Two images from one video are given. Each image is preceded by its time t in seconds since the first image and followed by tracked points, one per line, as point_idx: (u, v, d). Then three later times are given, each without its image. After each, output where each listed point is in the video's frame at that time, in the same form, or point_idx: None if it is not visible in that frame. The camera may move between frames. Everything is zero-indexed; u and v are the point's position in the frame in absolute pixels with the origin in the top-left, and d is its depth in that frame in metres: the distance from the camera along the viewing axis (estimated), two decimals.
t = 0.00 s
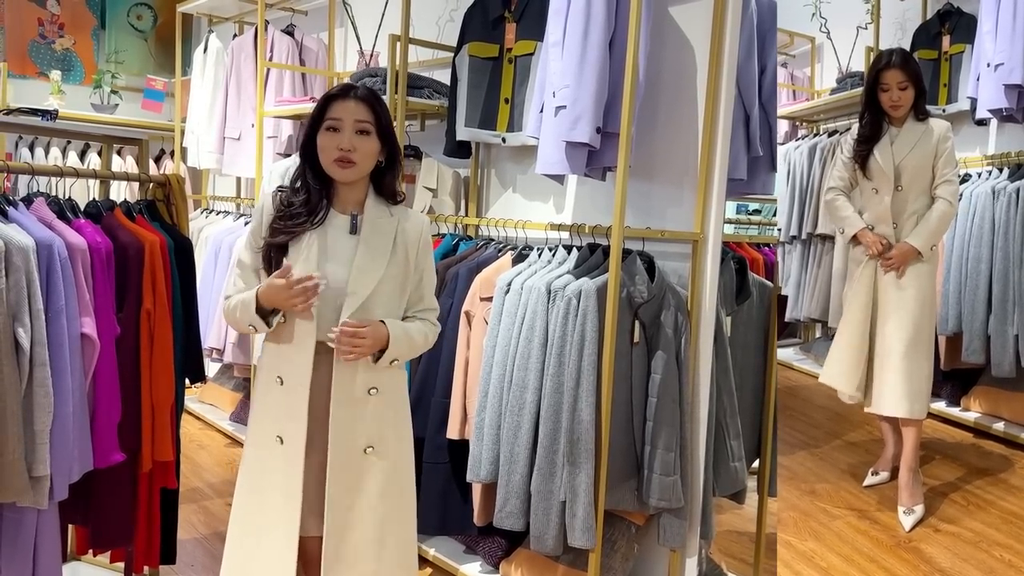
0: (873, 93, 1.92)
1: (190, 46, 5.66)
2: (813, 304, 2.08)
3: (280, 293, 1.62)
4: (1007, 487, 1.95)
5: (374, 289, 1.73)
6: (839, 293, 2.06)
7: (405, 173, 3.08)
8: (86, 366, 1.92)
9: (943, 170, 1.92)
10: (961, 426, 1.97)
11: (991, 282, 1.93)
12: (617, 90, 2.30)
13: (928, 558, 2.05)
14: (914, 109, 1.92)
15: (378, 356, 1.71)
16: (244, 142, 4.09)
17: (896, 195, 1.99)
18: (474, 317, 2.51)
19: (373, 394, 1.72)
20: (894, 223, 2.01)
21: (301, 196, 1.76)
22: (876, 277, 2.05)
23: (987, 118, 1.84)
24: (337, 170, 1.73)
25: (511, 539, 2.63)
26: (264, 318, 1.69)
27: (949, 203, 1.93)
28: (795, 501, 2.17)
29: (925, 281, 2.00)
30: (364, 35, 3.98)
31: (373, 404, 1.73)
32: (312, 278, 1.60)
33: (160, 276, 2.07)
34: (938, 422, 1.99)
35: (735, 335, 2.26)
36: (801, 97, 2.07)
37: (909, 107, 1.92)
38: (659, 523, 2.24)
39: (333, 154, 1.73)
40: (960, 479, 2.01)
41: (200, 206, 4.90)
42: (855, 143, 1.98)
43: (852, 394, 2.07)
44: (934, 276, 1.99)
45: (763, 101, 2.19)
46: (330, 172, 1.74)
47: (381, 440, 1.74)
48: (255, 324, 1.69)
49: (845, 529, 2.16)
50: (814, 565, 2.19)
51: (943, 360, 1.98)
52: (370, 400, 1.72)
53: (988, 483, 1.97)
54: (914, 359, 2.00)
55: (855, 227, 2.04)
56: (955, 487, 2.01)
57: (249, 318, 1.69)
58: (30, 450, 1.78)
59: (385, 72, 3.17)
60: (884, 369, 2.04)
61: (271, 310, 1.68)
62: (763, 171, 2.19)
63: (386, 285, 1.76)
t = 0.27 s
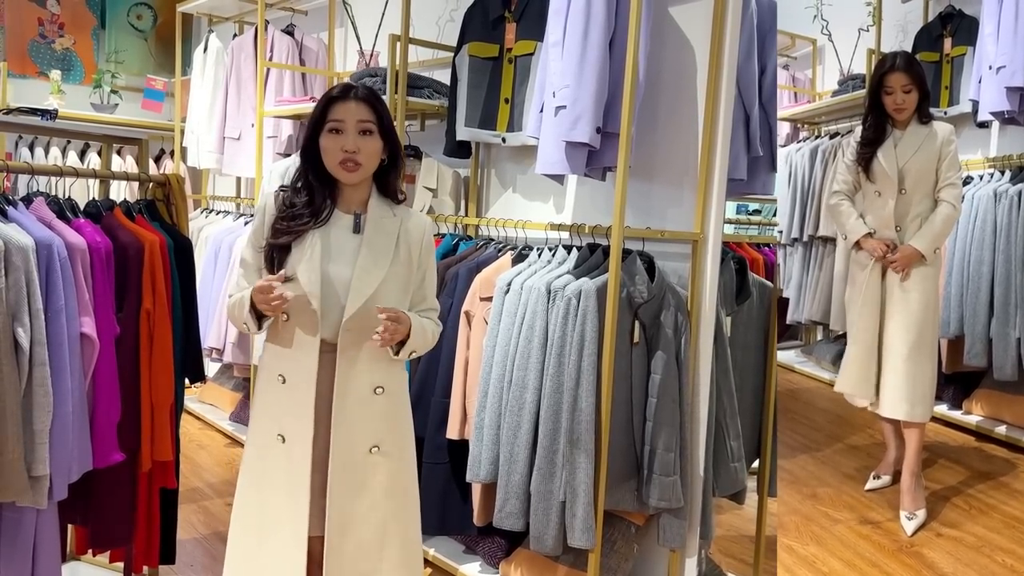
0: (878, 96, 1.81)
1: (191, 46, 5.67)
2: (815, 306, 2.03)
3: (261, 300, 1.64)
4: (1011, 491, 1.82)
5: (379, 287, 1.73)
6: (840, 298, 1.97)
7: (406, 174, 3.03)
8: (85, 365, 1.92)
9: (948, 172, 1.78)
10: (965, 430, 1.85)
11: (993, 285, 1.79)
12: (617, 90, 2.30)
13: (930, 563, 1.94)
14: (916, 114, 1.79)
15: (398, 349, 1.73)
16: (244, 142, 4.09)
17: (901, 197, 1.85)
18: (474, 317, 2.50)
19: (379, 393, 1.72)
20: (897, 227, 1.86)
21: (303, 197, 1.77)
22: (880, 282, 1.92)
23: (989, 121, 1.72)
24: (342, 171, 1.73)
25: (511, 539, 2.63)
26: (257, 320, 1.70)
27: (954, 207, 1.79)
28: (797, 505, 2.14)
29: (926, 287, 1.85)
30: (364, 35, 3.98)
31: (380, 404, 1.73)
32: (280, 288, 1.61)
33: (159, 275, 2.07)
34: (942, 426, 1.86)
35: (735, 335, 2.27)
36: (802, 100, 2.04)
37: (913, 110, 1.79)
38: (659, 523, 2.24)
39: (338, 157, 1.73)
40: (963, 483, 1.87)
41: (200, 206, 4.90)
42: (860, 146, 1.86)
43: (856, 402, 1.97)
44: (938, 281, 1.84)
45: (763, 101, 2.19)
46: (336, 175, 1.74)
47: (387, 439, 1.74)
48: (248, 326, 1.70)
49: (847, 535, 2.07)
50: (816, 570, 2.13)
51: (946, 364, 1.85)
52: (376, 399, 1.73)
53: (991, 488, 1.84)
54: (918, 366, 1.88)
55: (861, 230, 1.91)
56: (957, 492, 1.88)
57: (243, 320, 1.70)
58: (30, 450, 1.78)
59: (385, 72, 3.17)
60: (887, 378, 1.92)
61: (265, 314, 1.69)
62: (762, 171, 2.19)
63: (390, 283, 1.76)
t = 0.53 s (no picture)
0: (880, 98, 1.82)
1: (190, 45, 5.66)
2: (816, 308, 2.05)
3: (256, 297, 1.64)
4: (1012, 495, 1.81)
5: (379, 286, 1.73)
6: (842, 301, 1.97)
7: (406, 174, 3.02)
8: (85, 365, 1.92)
9: (951, 175, 1.77)
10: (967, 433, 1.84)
11: (995, 288, 1.78)
12: (617, 90, 2.30)
13: (932, 568, 1.95)
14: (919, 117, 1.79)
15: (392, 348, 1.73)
16: (244, 142, 4.09)
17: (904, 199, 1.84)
18: (474, 317, 2.50)
19: (379, 393, 1.73)
20: (901, 230, 1.86)
21: (304, 197, 1.77)
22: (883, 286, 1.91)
23: (991, 123, 1.73)
24: (342, 171, 1.73)
25: (511, 539, 2.63)
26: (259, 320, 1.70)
27: (957, 210, 1.77)
28: (799, 510, 2.16)
29: (929, 289, 1.84)
30: (364, 35, 3.98)
31: (379, 404, 1.73)
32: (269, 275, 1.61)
33: (160, 275, 2.07)
34: (944, 429, 1.86)
35: (735, 335, 2.27)
36: (804, 101, 2.09)
37: (915, 113, 1.79)
38: (659, 523, 2.24)
39: (338, 156, 1.73)
40: (964, 487, 1.87)
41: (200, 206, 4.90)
42: (862, 148, 1.88)
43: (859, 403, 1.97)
44: (940, 285, 1.82)
45: (763, 102, 2.20)
46: (337, 175, 1.74)
47: (386, 440, 1.74)
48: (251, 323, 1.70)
49: (848, 538, 2.08)
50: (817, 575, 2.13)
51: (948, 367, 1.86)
52: (376, 399, 1.73)
53: (993, 491, 1.85)
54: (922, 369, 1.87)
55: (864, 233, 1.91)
56: (959, 496, 1.88)
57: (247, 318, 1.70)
58: (30, 450, 1.78)
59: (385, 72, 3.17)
60: (891, 380, 1.92)
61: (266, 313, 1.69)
62: (763, 171, 2.21)
63: (390, 283, 1.75)
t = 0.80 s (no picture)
0: (880, 99, 1.83)
1: (191, 45, 5.66)
2: (817, 310, 2.05)
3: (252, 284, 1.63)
4: (1014, 498, 1.81)
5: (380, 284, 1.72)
6: (842, 302, 1.99)
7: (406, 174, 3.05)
8: (85, 365, 1.92)
9: (954, 176, 1.77)
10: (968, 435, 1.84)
11: (996, 289, 1.78)
12: (617, 90, 2.30)
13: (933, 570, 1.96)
14: (919, 117, 1.79)
15: (406, 334, 1.73)
16: (244, 142, 4.09)
17: (907, 200, 1.84)
18: (474, 317, 2.51)
19: (377, 392, 1.72)
20: (902, 231, 1.86)
21: (303, 196, 1.77)
22: (885, 286, 1.91)
23: (992, 124, 1.73)
24: (342, 171, 1.73)
25: (510, 539, 2.63)
26: (254, 315, 1.68)
27: (959, 212, 1.77)
28: (800, 511, 2.17)
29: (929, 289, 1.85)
30: (364, 35, 3.98)
31: (378, 403, 1.73)
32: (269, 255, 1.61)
33: (160, 275, 2.07)
34: (945, 431, 1.87)
35: (735, 335, 2.27)
36: (804, 103, 2.06)
37: (915, 114, 1.80)
38: (658, 523, 2.24)
39: (336, 156, 1.72)
40: (965, 489, 1.88)
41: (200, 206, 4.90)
42: (862, 149, 1.89)
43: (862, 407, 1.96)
44: (941, 286, 1.83)
45: (763, 102, 2.19)
46: (336, 175, 1.74)
47: (385, 439, 1.74)
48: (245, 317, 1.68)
49: (849, 540, 2.09)
50: None
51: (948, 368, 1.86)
52: (375, 398, 1.72)
53: (994, 493, 1.84)
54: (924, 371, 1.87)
55: (867, 234, 1.92)
56: (960, 498, 1.88)
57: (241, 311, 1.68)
58: (30, 450, 1.78)
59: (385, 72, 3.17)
60: (892, 381, 1.92)
61: (262, 307, 1.68)
62: (763, 171, 2.21)
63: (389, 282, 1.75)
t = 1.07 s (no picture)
0: (879, 100, 1.82)
1: (191, 45, 5.66)
2: (817, 311, 2.05)
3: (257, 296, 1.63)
4: (1014, 500, 1.82)
5: (379, 284, 1.73)
6: (841, 304, 1.99)
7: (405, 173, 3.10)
8: (84, 365, 1.92)
9: (954, 176, 1.76)
10: (968, 436, 1.86)
11: (996, 290, 1.78)
12: (617, 90, 2.30)
13: (933, 571, 1.96)
14: (919, 117, 1.78)
15: (399, 338, 1.73)
16: (244, 142, 4.09)
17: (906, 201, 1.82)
18: (474, 317, 2.51)
19: (376, 392, 1.72)
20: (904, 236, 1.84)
21: (302, 197, 1.77)
22: (885, 289, 1.89)
23: (993, 126, 1.72)
24: (341, 171, 1.73)
25: (510, 539, 2.63)
26: (260, 323, 1.69)
27: (959, 212, 1.76)
28: (799, 513, 2.17)
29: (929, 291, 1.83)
30: (364, 35, 3.98)
31: (377, 403, 1.73)
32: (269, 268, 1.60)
33: (159, 275, 2.07)
34: (945, 433, 1.88)
35: (735, 334, 2.26)
36: (805, 104, 2.06)
37: (915, 114, 1.78)
38: (658, 523, 2.24)
39: (335, 156, 1.73)
40: (965, 490, 1.89)
41: (200, 206, 4.90)
42: (860, 149, 1.87)
43: (863, 409, 1.96)
44: (941, 288, 1.82)
45: (763, 102, 2.19)
46: (334, 175, 1.74)
47: (385, 439, 1.74)
48: (251, 328, 1.69)
49: (849, 541, 2.09)
50: None
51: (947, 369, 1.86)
52: (374, 398, 1.72)
53: (994, 495, 1.85)
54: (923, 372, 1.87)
55: (866, 236, 1.90)
56: (959, 499, 1.89)
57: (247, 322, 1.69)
58: (30, 449, 1.78)
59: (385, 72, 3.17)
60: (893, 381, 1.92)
61: (266, 315, 1.68)
62: (763, 171, 2.20)
63: (388, 281, 1.75)
